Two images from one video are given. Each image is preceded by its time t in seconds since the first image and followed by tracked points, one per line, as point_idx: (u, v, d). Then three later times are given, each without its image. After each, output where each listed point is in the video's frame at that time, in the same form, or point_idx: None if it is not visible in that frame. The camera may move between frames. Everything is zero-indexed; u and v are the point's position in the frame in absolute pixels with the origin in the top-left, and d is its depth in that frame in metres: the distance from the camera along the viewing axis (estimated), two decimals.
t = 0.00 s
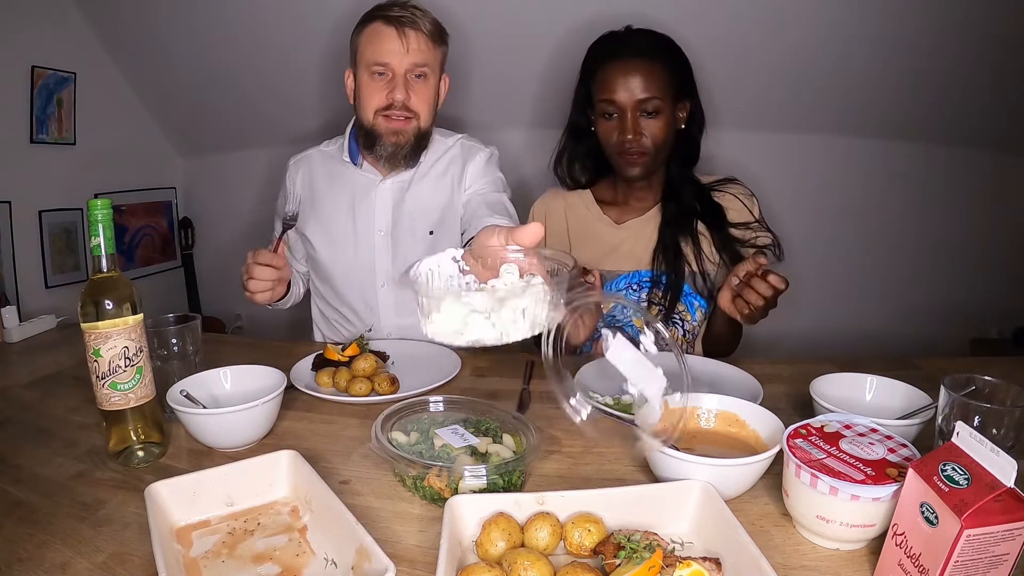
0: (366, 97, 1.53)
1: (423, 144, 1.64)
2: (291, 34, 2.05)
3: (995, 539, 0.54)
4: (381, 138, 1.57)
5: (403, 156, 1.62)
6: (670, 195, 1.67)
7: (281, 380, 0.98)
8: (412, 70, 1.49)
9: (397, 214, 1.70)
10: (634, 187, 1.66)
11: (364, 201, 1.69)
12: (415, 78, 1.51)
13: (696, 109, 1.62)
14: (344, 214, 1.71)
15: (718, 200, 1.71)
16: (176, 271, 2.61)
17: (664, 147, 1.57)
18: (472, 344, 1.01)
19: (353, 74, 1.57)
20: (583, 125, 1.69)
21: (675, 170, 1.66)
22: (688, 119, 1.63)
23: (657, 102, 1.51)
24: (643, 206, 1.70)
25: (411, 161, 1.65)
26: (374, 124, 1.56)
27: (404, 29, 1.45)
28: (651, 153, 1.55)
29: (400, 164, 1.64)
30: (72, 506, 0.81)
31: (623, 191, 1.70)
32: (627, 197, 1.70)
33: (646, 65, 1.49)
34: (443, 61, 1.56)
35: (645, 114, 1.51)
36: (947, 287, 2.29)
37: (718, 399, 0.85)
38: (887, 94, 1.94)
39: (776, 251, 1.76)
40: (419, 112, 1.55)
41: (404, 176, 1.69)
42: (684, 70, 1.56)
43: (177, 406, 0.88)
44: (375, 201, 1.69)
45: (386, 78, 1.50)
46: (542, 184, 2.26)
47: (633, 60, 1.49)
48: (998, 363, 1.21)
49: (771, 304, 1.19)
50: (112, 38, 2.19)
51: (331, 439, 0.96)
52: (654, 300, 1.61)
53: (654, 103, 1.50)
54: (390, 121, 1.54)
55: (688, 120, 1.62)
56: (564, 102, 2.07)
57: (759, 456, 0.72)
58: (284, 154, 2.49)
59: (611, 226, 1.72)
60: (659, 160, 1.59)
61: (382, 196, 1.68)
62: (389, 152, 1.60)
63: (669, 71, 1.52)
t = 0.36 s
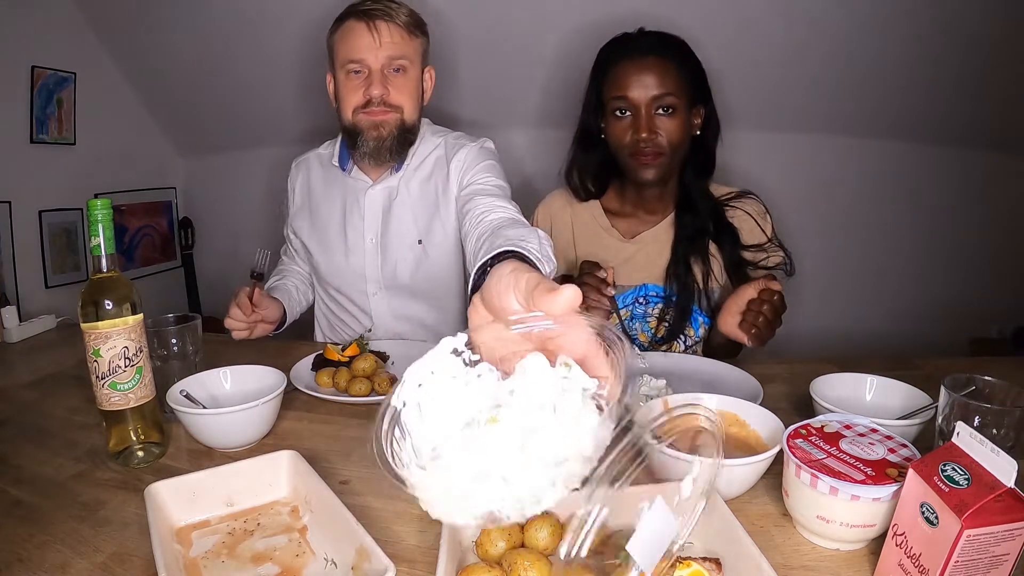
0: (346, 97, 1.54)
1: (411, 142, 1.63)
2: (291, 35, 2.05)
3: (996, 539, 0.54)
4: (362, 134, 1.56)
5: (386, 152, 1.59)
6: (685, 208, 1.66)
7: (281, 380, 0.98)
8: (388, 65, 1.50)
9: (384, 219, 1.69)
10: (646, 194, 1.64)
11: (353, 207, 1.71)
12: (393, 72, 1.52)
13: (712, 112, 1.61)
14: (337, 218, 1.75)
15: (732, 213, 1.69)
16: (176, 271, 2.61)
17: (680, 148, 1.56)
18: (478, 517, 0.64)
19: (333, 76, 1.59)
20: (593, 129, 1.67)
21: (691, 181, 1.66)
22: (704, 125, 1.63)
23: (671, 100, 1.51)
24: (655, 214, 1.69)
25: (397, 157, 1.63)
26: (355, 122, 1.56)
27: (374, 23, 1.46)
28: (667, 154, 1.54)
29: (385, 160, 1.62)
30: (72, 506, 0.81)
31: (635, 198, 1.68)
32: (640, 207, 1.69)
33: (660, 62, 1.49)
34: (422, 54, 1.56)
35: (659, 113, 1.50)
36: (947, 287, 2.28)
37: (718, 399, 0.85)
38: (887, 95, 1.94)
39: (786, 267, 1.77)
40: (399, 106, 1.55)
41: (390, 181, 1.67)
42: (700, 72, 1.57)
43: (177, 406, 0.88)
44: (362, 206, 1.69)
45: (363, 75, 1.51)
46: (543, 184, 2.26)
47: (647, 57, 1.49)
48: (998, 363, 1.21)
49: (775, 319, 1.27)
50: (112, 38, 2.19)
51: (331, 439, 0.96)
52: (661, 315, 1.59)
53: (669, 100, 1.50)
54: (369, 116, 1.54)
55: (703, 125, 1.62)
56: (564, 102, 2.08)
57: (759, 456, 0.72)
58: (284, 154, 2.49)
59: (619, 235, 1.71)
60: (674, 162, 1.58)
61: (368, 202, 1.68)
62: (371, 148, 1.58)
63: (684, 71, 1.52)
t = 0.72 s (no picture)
0: (344, 98, 1.54)
1: (409, 144, 1.63)
2: (291, 34, 2.05)
3: (996, 539, 0.54)
4: (361, 136, 1.56)
5: (386, 155, 1.60)
6: (687, 215, 1.65)
7: (281, 380, 0.98)
8: (386, 66, 1.49)
9: (382, 223, 1.69)
10: (645, 198, 1.64)
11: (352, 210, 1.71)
12: (391, 73, 1.50)
13: (710, 117, 1.62)
14: (337, 220, 1.76)
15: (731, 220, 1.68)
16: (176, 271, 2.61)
17: (680, 151, 1.56)
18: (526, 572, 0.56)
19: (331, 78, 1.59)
20: (591, 134, 1.66)
21: (692, 189, 1.65)
22: (703, 129, 1.63)
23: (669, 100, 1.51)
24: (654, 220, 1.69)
25: (395, 160, 1.63)
26: (354, 124, 1.56)
27: (371, 24, 1.45)
28: (667, 155, 1.54)
29: (384, 163, 1.62)
30: (72, 506, 0.81)
31: (636, 205, 1.68)
32: (641, 214, 1.69)
33: (659, 64, 1.49)
34: (420, 54, 1.55)
35: (658, 114, 1.50)
36: (947, 287, 2.28)
37: (717, 399, 0.86)
38: (887, 94, 1.94)
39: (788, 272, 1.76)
40: (398, 107, 1.54)
41: (388, 186, 1.67)
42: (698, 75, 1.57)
43: (177, 406, 0.88)
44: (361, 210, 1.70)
45: (361, 76, 1.50)
46: (543, 184, 2.27)
47: (646, 58, 1.49)
48: (998, 363, 1.21)
49: (773, 330, 1.27)
50: (113, 38, 2.20)
51: (330, 439, 0.96)
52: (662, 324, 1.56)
53: (667, 101, 1.50)
54: (368, 118, 1.53)
55: (702, 129, 1.62)
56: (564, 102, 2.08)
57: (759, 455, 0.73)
58: (284, 154, 2.49)
59: (619, 243, 1.71)
60: (674, 165, 1.57)
61: (366, 205, 1.68)
62: (371, 150, 1.58)
63: (682, 73, 1.53)
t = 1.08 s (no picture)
0: (346, 99, 1.53)
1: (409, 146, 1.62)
2: (291, 34, 2.05)
3: (996, 539, 0.54)
4: (364, 137, 1.56)
5: (389, 155, 1.60)
6: (683, 215, 1.65)
7: (281, 380, 0.98)
8: (389, 67, 1.49)
9: (383, 224, 1.69)
10: (641, 198, 1.64)
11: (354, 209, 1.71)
12: (394, 74, 1.50)
13: (703, 116, 1.63)
14: (337, 220, 1.75)
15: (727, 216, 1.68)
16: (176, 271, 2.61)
17: (674, 150, 1.55)
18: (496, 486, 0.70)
19: (332, 78, 1.58)
20: (586, 135, 1.66)
21: (687, 187, 1.65)
22: (695, 127, 1.63)
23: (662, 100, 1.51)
24: (652, 221, 1.69)
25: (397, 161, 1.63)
26: (356, 125, 1.55)
27: (373, 25, 1.44)
28: (661, 153, 1.53)
29: (386, 163, 1.62)
30: (72, 506, 0.81)
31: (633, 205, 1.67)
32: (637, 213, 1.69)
33: (650, 64, 1.50)
34: (422, 54, 1.55)
35: (651, 113, 1.50)
36: (947, 287, 2.28)
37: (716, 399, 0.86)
38: (887, 94, 1.94)
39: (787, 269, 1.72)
40: (400, 108, 1.54)
41: (390, 185, 1.67)
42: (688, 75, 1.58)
43: (177, 406, 0.88)
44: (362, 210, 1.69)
45: (363, 77, 1.49)
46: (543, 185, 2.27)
47: (637, 58, 1.50)
48: (999, 363, 1.21)
49: (770, 335, 1.24)
50: (113, 38, 2.20)
51: (331, 439, 0.96)
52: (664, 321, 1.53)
53: (659, 100, 1.50)
54: (371, 119, 1.53)
55: (695, 127, 1.63)
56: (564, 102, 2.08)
57: (758, 455, 0.72)
58: (284, 154, 2.49)
59: (617, 245, 1.71)
60: (669, 164, 1.56)
61: (368, 206, 1.68)
62: (373, 152, 1.58)
63: (673, 73, 1.53)
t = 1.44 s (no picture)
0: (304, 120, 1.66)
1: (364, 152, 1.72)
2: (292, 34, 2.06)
3: (995, 539, 0.54)
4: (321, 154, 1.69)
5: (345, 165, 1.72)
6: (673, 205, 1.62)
7: (281, 380, 0.98)
8: (334, 90, 1.60)
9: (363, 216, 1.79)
10: (633, 190, 1.64)
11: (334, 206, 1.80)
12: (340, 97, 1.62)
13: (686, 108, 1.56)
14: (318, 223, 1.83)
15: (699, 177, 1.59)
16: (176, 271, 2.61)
17: (657, 145, 1.52)
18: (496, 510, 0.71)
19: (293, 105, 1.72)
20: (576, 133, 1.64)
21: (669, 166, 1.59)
22: (678, 118, 1.57)
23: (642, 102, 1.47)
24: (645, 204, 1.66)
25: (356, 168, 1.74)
26: (314, 143, 1.69)
27: (313, 54, 1.56)
28: (643, 152, 1.51)
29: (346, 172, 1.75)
30: (73, 506, 0.81)
31: (625, 191, 1.66)
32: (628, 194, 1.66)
33: (630, 68, 1.45)
34: (368, 72, 1.64)
35: (632, 116, 1.47)
36: (947, 287, 2.28)
37: (719, 399, 0.85)
38: (887, 93, 1.94)
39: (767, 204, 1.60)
40: (353, 125, 1.65)
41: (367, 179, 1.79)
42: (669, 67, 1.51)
43: (177, 406, 0.88)
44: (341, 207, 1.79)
45: (315, 102, 1.62)
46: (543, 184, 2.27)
47: (617, 63, 1.45)
48: (999, 363, 1.21)
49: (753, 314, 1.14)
50: (113, 38, 2.20)
51: (331, 439, 0.96)
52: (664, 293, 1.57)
53: (639, 103, 1.46)
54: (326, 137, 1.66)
55: (678, 118, 1.56)
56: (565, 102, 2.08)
57: (759, 456, 0.72)
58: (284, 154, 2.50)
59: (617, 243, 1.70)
60: (652, 157, 1.54)
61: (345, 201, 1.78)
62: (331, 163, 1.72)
63: (653, 73, 1.47)
